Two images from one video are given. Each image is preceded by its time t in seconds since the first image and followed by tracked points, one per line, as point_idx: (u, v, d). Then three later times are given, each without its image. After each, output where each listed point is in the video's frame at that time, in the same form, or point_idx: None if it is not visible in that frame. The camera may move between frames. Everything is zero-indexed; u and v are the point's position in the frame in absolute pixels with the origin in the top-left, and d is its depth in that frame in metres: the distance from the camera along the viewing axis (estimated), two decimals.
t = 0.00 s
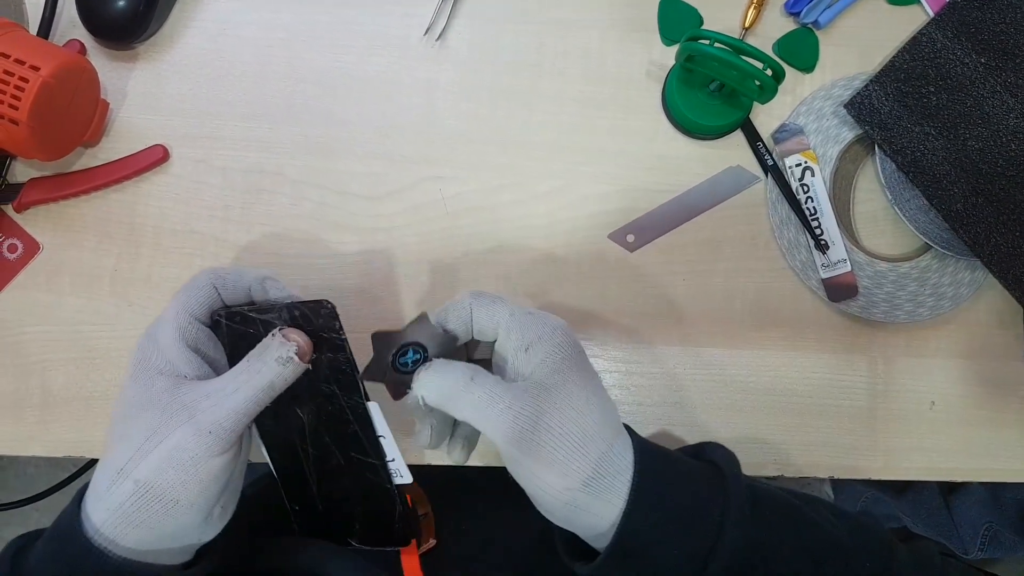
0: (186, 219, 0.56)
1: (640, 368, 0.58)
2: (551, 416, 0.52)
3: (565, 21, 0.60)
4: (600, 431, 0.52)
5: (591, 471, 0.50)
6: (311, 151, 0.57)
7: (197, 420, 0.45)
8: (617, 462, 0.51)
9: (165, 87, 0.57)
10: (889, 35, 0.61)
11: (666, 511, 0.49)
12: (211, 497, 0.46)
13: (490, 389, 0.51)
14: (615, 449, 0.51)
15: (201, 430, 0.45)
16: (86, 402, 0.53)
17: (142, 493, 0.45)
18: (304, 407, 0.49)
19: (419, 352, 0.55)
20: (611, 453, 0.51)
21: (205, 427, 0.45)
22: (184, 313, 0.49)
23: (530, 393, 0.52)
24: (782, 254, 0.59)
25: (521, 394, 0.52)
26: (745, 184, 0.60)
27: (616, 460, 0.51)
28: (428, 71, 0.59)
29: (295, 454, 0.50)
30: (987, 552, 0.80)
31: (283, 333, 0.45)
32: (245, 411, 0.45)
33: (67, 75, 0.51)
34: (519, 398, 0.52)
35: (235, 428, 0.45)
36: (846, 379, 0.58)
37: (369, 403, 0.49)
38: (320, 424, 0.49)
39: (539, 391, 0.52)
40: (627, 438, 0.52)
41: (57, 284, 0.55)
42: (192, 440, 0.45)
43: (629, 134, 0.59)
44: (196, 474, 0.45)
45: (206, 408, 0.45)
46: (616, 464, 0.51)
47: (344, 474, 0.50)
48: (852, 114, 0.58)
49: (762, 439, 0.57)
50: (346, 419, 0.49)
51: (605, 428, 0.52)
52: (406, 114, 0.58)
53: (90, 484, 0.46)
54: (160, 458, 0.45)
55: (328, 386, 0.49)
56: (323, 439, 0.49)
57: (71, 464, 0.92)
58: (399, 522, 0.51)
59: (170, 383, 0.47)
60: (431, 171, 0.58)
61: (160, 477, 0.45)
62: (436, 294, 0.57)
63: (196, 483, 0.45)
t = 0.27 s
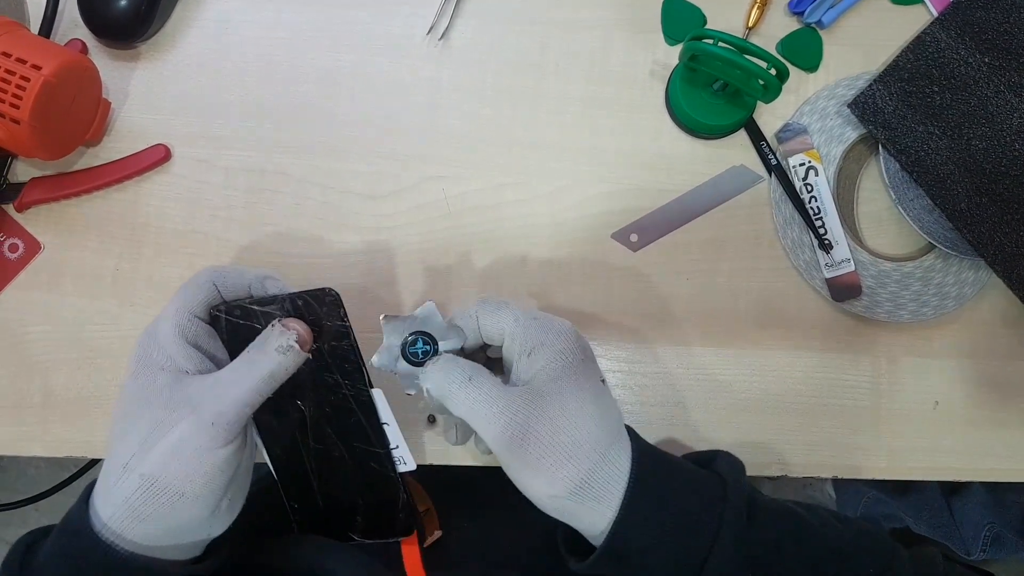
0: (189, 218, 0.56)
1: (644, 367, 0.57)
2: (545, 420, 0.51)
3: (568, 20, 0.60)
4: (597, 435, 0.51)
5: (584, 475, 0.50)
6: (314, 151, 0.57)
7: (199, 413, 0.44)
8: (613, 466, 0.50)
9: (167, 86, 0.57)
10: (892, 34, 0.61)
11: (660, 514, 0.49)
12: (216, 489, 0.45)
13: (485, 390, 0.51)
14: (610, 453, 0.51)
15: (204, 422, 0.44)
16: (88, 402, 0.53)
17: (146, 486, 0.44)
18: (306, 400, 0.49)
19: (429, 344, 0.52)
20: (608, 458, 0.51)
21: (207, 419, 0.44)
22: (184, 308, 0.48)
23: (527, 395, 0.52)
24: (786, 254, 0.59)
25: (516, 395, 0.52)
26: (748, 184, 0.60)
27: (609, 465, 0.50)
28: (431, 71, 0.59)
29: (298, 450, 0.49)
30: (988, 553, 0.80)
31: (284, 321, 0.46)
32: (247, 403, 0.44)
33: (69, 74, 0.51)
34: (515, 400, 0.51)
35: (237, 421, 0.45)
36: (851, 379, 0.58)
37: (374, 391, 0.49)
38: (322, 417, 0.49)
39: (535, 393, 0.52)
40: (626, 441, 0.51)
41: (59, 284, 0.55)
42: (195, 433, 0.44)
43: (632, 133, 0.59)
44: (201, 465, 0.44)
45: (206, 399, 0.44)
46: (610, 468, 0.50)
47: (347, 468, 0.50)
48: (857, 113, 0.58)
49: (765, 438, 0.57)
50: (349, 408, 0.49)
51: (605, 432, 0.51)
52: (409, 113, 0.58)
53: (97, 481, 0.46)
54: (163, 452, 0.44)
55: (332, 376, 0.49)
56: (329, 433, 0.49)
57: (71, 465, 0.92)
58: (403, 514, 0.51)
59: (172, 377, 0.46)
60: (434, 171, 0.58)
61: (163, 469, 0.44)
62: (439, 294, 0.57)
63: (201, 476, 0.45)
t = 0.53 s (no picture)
0: (190, 214, 0.57)
1: (636, 357, 0.59)
2: (527, 413, 0.52)
3: (561, 17, 0.61)
4: (578, 427, 0.52)
5: (565, 465, 0.52)
6: (312, 147, 0.58)
7: (206, 396, 0.46)
8: (594, 457, 0.52)
9: (169, 84, 0.58)
10: (881, 29, 0.62)
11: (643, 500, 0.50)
12: (224, 472, 0.46)
13: (468, 383, 0.52)
14: (590, 445, 0.52)
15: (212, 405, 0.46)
16: (93, 393, 0.54)
17: (156, 468, 0.45)
18: (307, 385, 0.50)
19: (418, 338, 0.54)
20: (588, 448, 0.52)
21: (215, 401, 0.46)
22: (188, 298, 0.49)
23: (510, 388, 0.53)
24: (776, 246, 0.60)
25: (499, 388, 0.53)
26: (739, 177, 0.60)
27: (590, 456, 0.52)
28: (426, 68, 0.60)
29: (298, 436, 0.51)
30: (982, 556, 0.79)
31: (286, 306, 0.49)
32: (253, 384, 0.46)
33: (74, 72, 0.52)
34: (497, 393, 0.52)
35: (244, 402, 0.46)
36: (841, 368, 0.59)
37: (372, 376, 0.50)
38: (323, 402, 0.50)
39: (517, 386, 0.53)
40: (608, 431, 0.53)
41: (63, 277, 0.56)
42: (203, 415, 0.46)
43: (625, 128, 0.60)
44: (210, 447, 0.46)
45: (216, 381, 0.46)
46: (590, 459, 0.52)
47: (346, 453, 0.51)
48: (845, 106, 0.59)
49: (756, 427, 0.58)
50: (349, 393, 0.50)
51: (586, 423, 0.52)
52: (405, 110, 0.59)
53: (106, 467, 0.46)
54: (172, 435, 0.46)
55: (330, 361, 0.50)
56: (327, 417, 0.50)
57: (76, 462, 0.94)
58: (401, 497, 0.52)
59: (180, 364, 0.48)
60: (430, 166, 0.59)
61: (172, 452, 0.45)
62: (435, 286, 0.58)
63: (210, 458, 0.46)
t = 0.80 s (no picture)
0: (196, 215, 0.58)
1: (635, 344, 0.60)
2: (526, 404, 0.54)
3: (553, 13, 0.62)
4: (576, 417, 0.54)
5: (563, 454, 0.53)
6: (313, 147, 0.60)
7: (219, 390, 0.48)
8: (592, 444, 0.53)
9: (171, 89, 0.59)
10: (867, 16, 0.63)
11: (641, 487, 0.52)
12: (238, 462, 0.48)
13: (468, 377, 0.53)
14: (588, 433, 0.53)
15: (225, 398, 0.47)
16: (107, 392, 0.56)
17: (172, 462, 0.46)
18: (314, 378, 0.52)
19: (421, 334, 0.55)
20: (586, 437, 0.53)
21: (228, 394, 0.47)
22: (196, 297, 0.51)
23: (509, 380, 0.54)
24: (769, 232, 0.61)
25: (499, 381, 0.54)
26: (731, 165, 0.62)
27: (588, 444, 0.53)
28: (422, 66, 0.61)
29: (308, 429, 0.53)
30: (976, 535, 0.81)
31: (291, 301, 0.51)
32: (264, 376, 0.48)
33: (78, 80, 0.53)
34: (496, 386, 0.54)
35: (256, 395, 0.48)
36: (835, 350, 0.60)
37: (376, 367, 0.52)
38: (330, 394, 0.52)
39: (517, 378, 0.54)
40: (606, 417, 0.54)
41: (74, 281, 0.57)
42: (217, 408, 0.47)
43: (618, 120, 0.61)
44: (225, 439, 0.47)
45: (226, 375, 0.48)
46: (588, 447, 0.53)
47: (355, 442, 0.53)
48: (834, 94, 0.60)
49: (753, 409, 0.60)
50: (356, 384, 0.52)
51: (584, 412, 0.54)
52: (402, 108, 0.61)
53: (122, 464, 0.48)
54: (188, 429, 0.47)
55: (335, 354, 0.52)
56: (334, 409, 0.52)
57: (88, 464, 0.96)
58: (409, 484, 0.54)
59: (190, 361, 0.49)
60: (428, 163, 0.60)
61: (188, 445, 0.47)
62: (436, 280, 0.59)
63: (224, 449, 0.48)
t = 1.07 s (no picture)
0: (221, 214, 0.58)
1: (662, 344, 0.60)
2: (558, 411, 0.54)
3: (578, 13, 0.62)
4: (609, 425, 0.53)
5: (594, 459, 0.53)
6: (338, 146, 0.59)
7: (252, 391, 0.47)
8: (623, 454, 0.53)
9: (197, 88, 0.59)
10: (892, 16, 0.63)
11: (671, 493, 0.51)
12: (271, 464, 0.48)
13: (501, 382, 0.53)
14: (619, 442, 0.53)
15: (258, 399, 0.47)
16: (132, 391, 0.56)
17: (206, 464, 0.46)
18: (344, 378, 0.52)
19: (451, 335, 0.56)
20: (618, 446, 0.53)
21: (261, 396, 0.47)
22: (226, 298, 0.51)
23: (542, 386, 0.54)
24: (796, 233, 0.61)
25: (531, 386, 0.54)
26: (757, 165, 0.61)
27: (619, 452, 0.53)
28: (448, 66, 0.61)
29: (338, 429, 0.52)
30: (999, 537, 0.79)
31: (321, 302, 0.50)
32: (296, 376, 0.47)
33: (106, 79, 0.53)
34: (529, 392, 0.53)
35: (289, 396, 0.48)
36: (862, 350, 0.60)
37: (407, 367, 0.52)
38: (360, 394, 0.52)
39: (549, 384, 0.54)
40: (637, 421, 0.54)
41: (100, 280, 0.57)
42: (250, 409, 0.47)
43: (644, 120, 0.61)
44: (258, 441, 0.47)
45: (258, 376, 0.47)
46: (620, 456, 0.53)
47: (385, 443, 0.53)
48: (859, 95, 0.61)
49: (781, 410, 0.59)
50: (386, 385, 0.52)
51: (616, 421, 0.53)
52: (428, 107, 0.60)
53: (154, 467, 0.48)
54: (220, 431, 0.47)
55: (366, 353, 0.52)
56: (365, 410, 0.52)
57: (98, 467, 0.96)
58: (439, 485, 0.54)
59: (221, 363, 0.49)
60: (454, 162, 0.60)
61: (221, 448, 0.47)
62: (462, 279, 0.59)
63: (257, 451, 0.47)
